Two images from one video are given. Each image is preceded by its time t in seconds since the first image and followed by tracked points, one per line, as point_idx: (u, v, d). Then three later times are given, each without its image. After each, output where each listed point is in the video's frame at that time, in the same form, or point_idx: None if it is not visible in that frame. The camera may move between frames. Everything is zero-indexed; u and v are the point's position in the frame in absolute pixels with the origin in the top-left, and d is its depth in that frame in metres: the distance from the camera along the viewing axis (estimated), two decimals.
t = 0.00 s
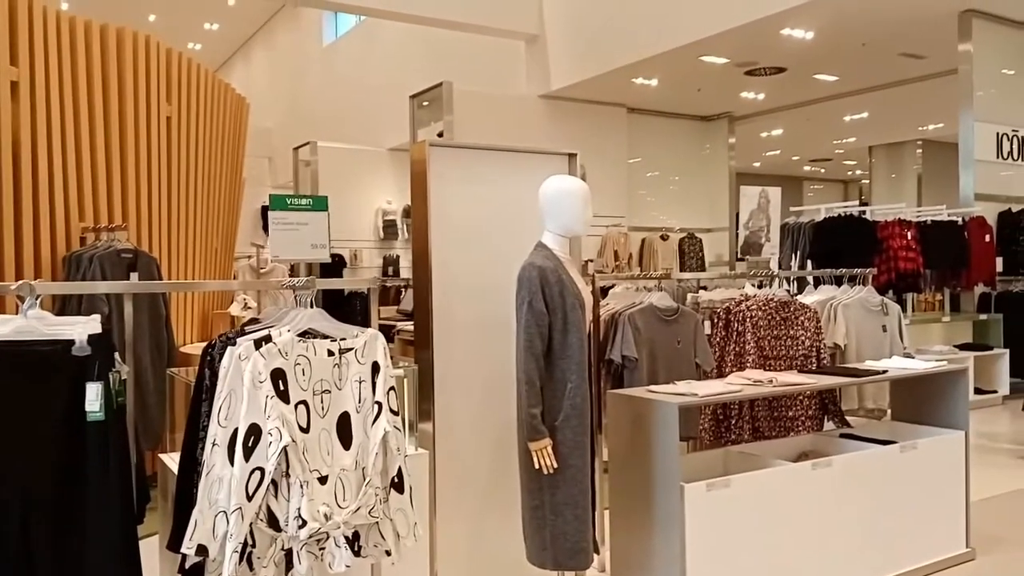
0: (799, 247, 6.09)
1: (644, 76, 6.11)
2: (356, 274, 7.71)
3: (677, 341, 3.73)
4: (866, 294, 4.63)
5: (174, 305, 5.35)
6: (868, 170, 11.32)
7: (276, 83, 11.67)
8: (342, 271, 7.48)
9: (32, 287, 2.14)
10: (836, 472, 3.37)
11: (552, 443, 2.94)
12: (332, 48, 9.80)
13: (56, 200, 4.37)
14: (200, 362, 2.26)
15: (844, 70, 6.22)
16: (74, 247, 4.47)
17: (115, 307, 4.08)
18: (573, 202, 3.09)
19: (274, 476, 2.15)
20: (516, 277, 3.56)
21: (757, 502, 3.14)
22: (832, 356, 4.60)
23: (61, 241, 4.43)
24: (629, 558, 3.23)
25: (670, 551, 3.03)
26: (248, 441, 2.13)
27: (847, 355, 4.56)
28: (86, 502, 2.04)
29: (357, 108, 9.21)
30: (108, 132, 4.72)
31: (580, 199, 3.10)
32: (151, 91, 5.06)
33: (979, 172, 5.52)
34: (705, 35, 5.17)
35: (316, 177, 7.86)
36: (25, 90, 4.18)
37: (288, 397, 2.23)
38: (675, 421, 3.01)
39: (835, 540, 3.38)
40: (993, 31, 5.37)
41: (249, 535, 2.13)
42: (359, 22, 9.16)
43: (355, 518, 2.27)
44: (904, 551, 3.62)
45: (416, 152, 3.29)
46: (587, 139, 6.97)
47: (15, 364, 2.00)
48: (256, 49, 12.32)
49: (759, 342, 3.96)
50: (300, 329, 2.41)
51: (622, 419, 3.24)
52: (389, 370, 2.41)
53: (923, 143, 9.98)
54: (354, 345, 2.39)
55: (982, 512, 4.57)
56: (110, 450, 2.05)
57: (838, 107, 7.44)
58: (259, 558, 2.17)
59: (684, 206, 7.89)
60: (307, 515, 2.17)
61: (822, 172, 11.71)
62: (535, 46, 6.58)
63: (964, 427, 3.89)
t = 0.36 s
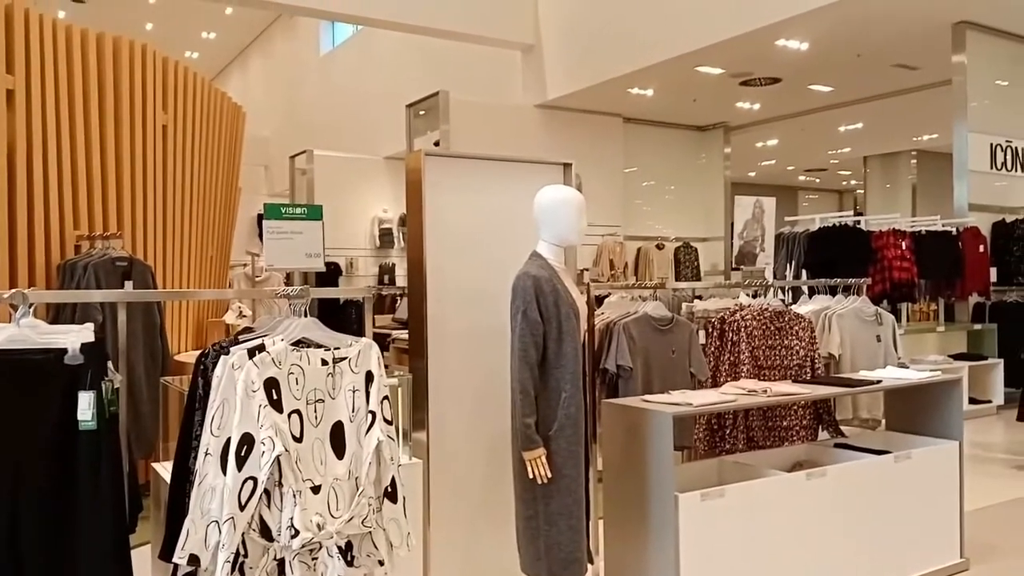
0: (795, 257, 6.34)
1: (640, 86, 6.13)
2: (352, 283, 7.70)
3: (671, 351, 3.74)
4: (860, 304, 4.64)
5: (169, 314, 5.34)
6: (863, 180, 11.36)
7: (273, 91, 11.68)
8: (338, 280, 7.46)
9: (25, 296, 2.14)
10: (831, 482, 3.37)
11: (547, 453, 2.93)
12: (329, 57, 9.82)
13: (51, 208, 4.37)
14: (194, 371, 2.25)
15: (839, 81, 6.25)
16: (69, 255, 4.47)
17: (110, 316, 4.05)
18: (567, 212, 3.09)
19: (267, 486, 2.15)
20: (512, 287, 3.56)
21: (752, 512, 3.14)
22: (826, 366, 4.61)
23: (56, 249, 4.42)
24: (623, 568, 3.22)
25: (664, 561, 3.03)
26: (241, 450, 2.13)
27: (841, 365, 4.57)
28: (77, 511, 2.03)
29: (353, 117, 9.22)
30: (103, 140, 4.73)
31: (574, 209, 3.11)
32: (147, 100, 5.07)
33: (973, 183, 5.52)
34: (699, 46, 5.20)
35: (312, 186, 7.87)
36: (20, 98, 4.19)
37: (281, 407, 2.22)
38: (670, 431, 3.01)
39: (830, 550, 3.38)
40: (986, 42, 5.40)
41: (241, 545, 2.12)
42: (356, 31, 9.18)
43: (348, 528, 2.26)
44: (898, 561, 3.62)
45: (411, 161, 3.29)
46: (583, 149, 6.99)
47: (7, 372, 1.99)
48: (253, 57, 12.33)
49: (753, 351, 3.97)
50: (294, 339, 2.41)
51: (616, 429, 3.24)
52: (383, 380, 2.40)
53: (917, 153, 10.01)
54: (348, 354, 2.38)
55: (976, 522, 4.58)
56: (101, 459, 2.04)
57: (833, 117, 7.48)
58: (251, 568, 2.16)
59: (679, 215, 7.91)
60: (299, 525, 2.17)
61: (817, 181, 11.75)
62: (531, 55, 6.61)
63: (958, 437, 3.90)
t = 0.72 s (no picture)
0: (785, 253, 6.46)
1: (630, 84, 6.13)
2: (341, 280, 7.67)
3: (661, 347, 3.74)
4: (849, 300, 4.66)
5: (157, 313, 5.31)
6: (852, 178, 11.39)
7: (263, 89, 11.64)
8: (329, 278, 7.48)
9: (11, 294, 2.13)
10: (820, 477, 3.38)
11: (536, 449, 2.93)
12: (319, 55, 9.79)
13: (37, 206, 4.35)
14: (181, 369, 2.24)
15: (829, 79, 6.27)
16: (56, 253, 4.45)
17: (97, 314, 4.02)
18: (556, 210, 3.09)
19: (254, 484, 2.14)
20: (500, 283, 3.56)
21: (741, 507, 3.15)
22: (815, 362, 4.62)
23: (43, 247, 4.40)
24: (612, 564, 3.22)
25: (652, 557, 3.03)
26: (229, 448, 2.12)
27: (830, 361, 4.59)
28: (63, 510, 2.02)
29: (343, 115, 9.20)
30: (91, 138, 4.70)
31: (564, 206, 3.10)
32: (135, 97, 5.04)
33: (961, 180, 5.52)
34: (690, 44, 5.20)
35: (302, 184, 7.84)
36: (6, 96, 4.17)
37: (269, 404, 2.21)
38: (659, 427, 3.01)
39: (818, 544, 3.39)
40: (974, 41, 5.42)
41: (230, 543, 2.11)
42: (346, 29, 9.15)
43: (337, 525, 2.25)
44: (886, 555, 3.63)
45: (400, 159, 3.29)
46: (572, 146, 6.99)
47: None
48: (242, 55, 12.29)
49: (742, 348, 3.97)
50: (282, 337, 2.41)
51: (606, 425, 3.24)
52: (371, 378, 2.40)
53: (906, 151, 10.04)
54: (336, 352, 2.37)
55: (965, 517, 4.60)
56: (87, 457, 2.03)
57: (823, 115, 7.50)
58: (240, 566, 2.15)
59: (669, 213, 7.92)
60: (288, 522, 2.16)
61: (807, 179, 11.79)
62: (521, 53, 6.60)
63: (946, 432, 3.91)
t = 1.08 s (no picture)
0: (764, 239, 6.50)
1: (608, 70, 6.12)
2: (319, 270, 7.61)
3: (640, 334, 3.75)
4: (826, 285, 4.70)
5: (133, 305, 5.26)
6: (830, 163, 11.45)
7: (239, 78, 11.53)
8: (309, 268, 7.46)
9: None
10: (797, 462, 3.41)
11: (516, 438, 2.93)
12: (296, 43, 9.70)
13: (9, 196, 4.29)
14: (156, 361, 2.21)
15: (806, 65, 6.29)
16: (29, 245, 4.39)
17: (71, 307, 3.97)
18: (534, 197, 3.08)
19: (232, 476, 2.12)
20: (479, 272, 3.54)
21: (720, 493, 3.17)
22: (793, 347, 4.67)
23: (15, 239, 4.34)
24: (593, 551, 3.24)
25: (633, 543, 3.05)
26: (205, 440, 2.10)
27: (808, 346, 4.63)
28: (37, 507, 1.99)
29: (321, 103, 9.12)
30: (63, 128, 4.64)
31: (542, 193, 3.10)
32: (109, 86, 4.98)
33: (938, 165, 5.59)
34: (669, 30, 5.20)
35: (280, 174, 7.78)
36: None
37: (246, 396, 2.20)
38: (638, 414, 3.02)
39: (796, 529, 3.42)
40: (948, 26, 5.45)
41: (207, 536, 2.10)
42: (323, 16, 9.06)
43: (316, 517, 2.24)
44: (863, 538, 3.67)
45: (376, 147, 3.26)
46: (551, 134, 6.98)
47: None
48: (218, 44, 12.15)
49: (721, 334, 4.00)
50: (258, 328, 2.39)
51: (586, 413, 3.25)
52: (349, 368, 2.39)
53: (883, 137, 10.08)
54: (314, 342, 2.36)
55: (940, 498, 4.66)
56: (61, 452, 2.00)
57: (801, 101, 7.53)
58: (218, 559, 2.14)
59: (649, 200, 7.93)
60: (266, 515, 2.15)
61: (785, 166, 11.85)
62: (500, 40, 6.57)
63: (922, 415, 3.96)
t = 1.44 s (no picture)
0: (744, 245, 6.53)
1: (591, 76, 6.13)
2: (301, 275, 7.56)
3: (621, 339, 3.75)
4: (806, 291, 4.73)
5: (111, 308, 5.20)
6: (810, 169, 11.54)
7: (221, 81, 11.46)
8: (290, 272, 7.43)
9: None
10: (777, 467, 3.43)
11: (497, 443, 2.92)
12: (279, 46, 9.66)
13: None
14: (132, 366, 2.19)
15: (787, 72, 6.34)
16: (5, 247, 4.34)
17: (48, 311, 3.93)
18: (516, 202, 3.08)
19: (208, 483, 2.10)
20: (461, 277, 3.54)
21: (700, 498, 3.18)
22: (773, 352, 4.69)
23: None
24: (574, 556, 3.24)
25: (613, 549, 3.05)
26: (182, 447, 2.08)
27: (788, 351, 4.65)
28: (10, 513, 1.96)
29: (303, 106, 9.09)
30: (41, 130, 4.60)
31: (524, 198, 3.09)
32: (88, 88, 4.94)
33: (917, 172, 5.65)
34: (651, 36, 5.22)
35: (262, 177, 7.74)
36: None
37: (224, 402, 2.18)
38: (619, 419, 3.02)
39: (776, 534, 3.43)
40: (927, 34, 5.51)
41: (183, 544, 2.08)
42: (306, 19, 9.03)
43: (294, 523, 2.23)
44: (843, 543, 3.69)
45: (356, 151, 3.25)
46: (533, 139, 6.99)
47: None
48: (200, 46, 12.08)
49: (702, 339, 4.02)
50: (236, 333, 2.37)
51: (567, 419, 3.25)
52: (328, 374, 2.37)
53: (863, 143, 10.18)
54: (293, 347, 2.34)
55: (918, 503, 4.69)
56: (34, 457, 1.97)
57: (783, 107, 7.58)
58: (194, 567, 2.12)
59: (631, 205, 7.95)
60: (243, 522, 2.12)
61: (766, 172, 11.93)
62: (484, 45, 6.57)
63: (901, 420, 3.99)
